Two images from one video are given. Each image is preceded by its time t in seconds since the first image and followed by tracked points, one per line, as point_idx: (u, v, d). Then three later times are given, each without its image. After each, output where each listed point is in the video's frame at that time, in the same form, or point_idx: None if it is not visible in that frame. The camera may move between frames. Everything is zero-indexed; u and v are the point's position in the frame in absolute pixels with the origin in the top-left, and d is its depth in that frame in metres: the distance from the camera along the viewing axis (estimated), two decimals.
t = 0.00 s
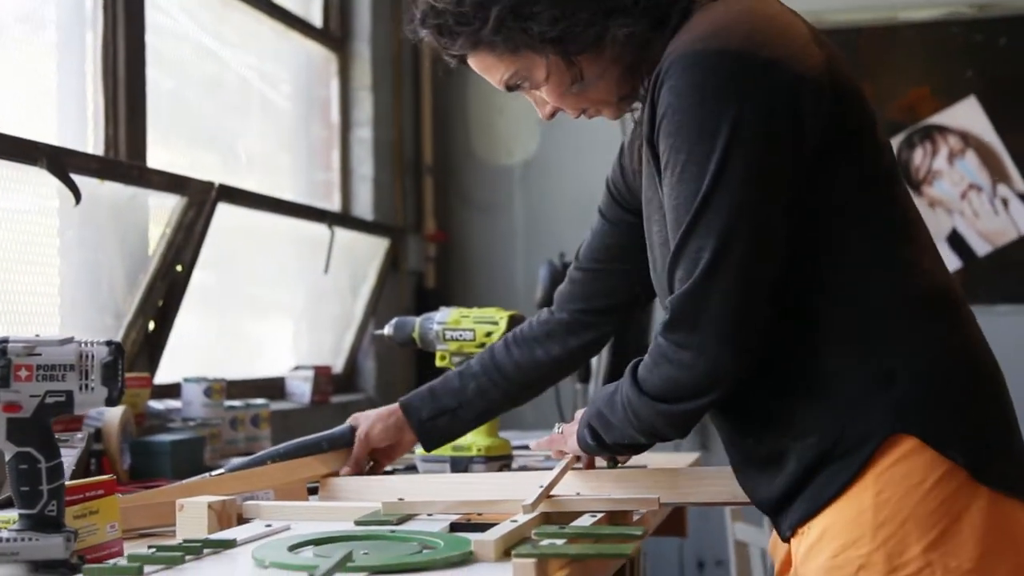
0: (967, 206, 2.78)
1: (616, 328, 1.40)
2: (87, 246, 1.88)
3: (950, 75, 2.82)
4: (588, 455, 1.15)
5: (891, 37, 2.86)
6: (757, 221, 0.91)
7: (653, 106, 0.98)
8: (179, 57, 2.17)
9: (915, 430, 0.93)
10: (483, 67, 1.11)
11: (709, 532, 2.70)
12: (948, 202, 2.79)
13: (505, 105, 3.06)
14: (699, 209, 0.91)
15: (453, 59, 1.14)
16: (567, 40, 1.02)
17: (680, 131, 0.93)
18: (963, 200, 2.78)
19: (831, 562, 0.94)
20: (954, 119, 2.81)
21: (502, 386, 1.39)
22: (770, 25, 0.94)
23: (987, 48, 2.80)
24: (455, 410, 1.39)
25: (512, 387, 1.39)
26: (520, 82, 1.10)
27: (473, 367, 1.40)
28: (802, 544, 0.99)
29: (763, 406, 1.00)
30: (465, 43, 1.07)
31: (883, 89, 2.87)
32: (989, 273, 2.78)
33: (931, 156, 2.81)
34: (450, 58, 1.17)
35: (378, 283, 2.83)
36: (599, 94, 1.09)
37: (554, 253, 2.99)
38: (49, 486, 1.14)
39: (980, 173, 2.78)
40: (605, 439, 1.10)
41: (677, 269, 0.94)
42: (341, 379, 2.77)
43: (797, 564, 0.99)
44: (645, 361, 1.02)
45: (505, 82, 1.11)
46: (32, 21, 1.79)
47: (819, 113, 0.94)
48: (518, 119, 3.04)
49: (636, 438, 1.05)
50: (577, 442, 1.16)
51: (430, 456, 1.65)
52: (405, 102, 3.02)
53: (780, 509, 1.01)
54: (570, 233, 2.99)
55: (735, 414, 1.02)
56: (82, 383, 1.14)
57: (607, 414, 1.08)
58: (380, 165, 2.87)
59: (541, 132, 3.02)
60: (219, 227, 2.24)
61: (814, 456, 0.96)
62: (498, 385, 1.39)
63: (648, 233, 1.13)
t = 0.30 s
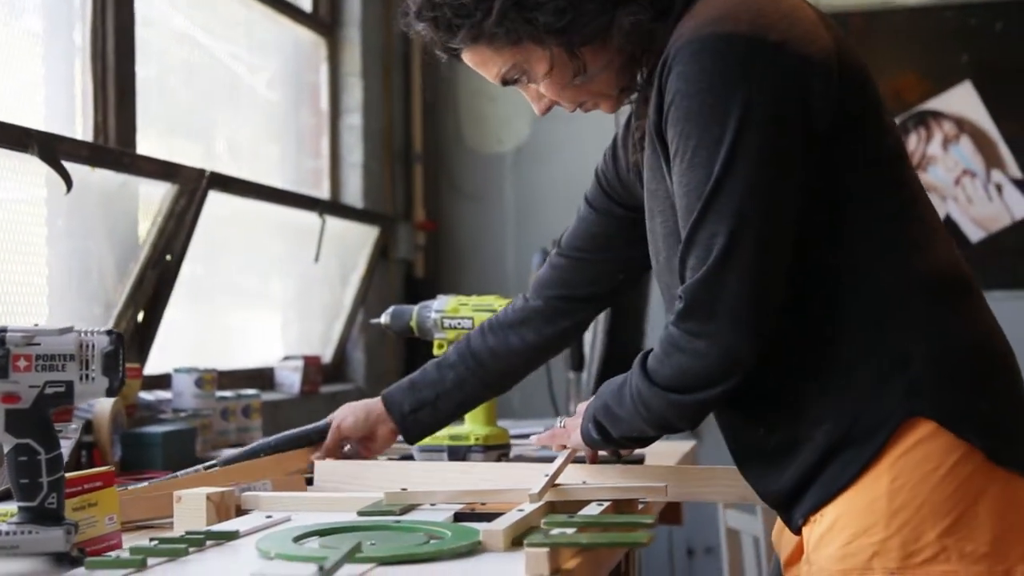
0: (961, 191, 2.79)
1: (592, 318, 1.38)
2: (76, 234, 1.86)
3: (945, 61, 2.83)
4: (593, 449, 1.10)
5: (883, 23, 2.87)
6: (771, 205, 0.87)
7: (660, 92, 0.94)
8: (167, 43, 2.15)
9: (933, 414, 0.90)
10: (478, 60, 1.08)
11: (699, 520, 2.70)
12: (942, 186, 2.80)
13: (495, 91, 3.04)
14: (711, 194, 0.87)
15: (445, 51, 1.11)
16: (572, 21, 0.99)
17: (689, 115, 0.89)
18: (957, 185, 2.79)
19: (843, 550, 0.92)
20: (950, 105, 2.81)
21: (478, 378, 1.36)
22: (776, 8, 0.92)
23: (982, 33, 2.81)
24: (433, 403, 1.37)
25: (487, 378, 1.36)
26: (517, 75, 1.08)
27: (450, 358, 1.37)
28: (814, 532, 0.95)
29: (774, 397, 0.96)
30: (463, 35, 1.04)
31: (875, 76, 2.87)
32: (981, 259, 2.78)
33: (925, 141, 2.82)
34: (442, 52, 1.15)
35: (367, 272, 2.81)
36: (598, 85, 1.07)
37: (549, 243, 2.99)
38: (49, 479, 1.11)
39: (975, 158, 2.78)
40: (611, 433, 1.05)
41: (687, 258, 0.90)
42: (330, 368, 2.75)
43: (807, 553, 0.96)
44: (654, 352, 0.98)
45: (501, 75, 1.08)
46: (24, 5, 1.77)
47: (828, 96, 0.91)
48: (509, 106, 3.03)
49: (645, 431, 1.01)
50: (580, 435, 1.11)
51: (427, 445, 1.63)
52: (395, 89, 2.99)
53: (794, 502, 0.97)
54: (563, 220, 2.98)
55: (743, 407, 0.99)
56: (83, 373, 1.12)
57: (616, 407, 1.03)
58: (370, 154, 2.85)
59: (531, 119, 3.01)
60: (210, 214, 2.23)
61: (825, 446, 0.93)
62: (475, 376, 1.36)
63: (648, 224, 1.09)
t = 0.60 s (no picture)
0: (955, 179, 2.80)
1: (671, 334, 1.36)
2: (65, 228, 1.84)
3: (940, 49, 2.82)
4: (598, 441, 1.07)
5: (875, 14, 2.87)
6: (778, 198, 0.84)
7: (661, 81, 0.91)
8: (155, 35, 2.13)
9: (942, 403, 0.87)
10: (471, 47, 1.02)
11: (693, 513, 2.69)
12: (936, 175, 2.81)
13: (485, 82, 3.04)
14: (716, 188, 0.84)
15: (432, 35, 1.05)
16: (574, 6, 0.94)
17: (692, 104, 0.86)
18: (951, 173, 2.80)
19: (853, 543, 0.89)
20: (944, 94, 2.82)
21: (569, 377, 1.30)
22: None
23: (978, 20, 2.80)
24: (519, 398, 1.27)
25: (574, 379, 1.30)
26: (512, 61, 1.02)
27: (543, 357, 1.31)
28: (822, 525, 0.93)
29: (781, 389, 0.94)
30: (460, 23, 0.98)
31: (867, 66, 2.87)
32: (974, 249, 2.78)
33: (919, 130, 2.83)
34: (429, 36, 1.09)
35: (358, 267, 2.78)
36: (597, 68, 1.03)
37: (542, 235, 2.97)
38: (46, 475, 1.08)
39: (968, 146, 2.78)
40: (617, 427, 1.03)
41: (693, 254, 0.87)
42: (321, 364, 2.74)
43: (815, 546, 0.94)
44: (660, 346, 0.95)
45: (495, 62, 1.03)
46: None
47: (835, 81, 0.88)
48: (500, 98, 3.02)
49: (652, 426, 0.98)
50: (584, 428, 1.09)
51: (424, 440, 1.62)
52: (384, 82, 2.96)
53: (801, 494, 0.95)
54: (556, 211, 2.97)
55: (750, 399, 0.96)
56: (79, 367, 1.09)
57: (622, 402, 1.00)
58: (360, 147, 2.83)
59: (521, 113, 2.99)
60: (201, 207, 2.21)
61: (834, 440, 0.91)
62: (567, 376, 1.30)
63: (649, 213, 1.06)
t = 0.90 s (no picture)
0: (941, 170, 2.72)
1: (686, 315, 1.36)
2: (54, 227, 1.82)
3: (925, 38, 2.72)
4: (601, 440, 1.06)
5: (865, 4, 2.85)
6: (787, 203, 0.83)
7: (664, 87, 0.89)
8: (142, 32, 2.11)
9: (957, 399, 0.86)
10: (467, 45, 1.01)
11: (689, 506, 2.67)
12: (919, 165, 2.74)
13: (472, 77, 3.01)
14: (724, 195, 0.83)
15: (425, 34, 1.04)
16: None
17: (697, 112, 0.84)
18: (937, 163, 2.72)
19: (865, 540, 0.88)
20: (929, 83, 2.72)
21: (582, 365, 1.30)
22: None
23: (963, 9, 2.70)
24: (534, 394, 1.27)
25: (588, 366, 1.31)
26: (511, 58, 1.01)
27: (558, 350, 1.31)
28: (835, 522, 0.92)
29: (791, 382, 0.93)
30: (459, 22, 0.96)
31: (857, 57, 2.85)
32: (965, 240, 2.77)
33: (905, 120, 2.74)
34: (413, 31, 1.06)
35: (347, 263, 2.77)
36: (594, 66, 1.02)
37: (533, 228, 2.96)
38: (41, 479, 1.05)
39: (953, 136, 2.71)
40: (623, 431, 1.02)
41: (701, 262, 0.86)
42: (312, 360, 2.73)
43: (827, 543, 0.93)
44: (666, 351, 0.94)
45: (492, 59, 1.01)
46: None
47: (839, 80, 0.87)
48: (489, 93, 3.00)
49: (659, 432, 0.97)
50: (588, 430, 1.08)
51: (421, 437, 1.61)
52: (372, 76, 2.96)
53: (814, 491, 0.95)
54: (547, 205, 2.96)
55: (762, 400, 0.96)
56: (73, 369, 1.06)
57: (628, 408, 0.99)
58: (349, 143, 2.82)
59: (509, 108, 2.98)
60: (191, 204, 2.19)
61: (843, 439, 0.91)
62: (580, 364, 1.30)
63: (652, 215, 1.05)
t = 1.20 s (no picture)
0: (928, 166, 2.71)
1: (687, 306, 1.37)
2: (46, 234, 1.81)
3: (912, 35, 2.73)
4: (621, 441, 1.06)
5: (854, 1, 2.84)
6: (818, 206, 0.82)
7: (685, 88, 0.88)
8: (129, 36, 2.10)
9: (977, 400, 0.87)
10: (469, 49, 1.00)
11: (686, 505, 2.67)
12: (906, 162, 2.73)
13: (461, 79, 3.02)
14: (755, 199, 0.81)
15: (427, 41, 1.03)
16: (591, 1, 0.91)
17: (722, 114, 0.83)
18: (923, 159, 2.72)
19: (883, 540, 0.88)
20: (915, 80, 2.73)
21: (579, 361, 1.32)
22: None
23: (951, 6, 2.70)
24: (531, 392, 1.30)
25: (586, 361, 1.33)
26: (515, 61, 1.00)
27: (553, 345, 1.34)
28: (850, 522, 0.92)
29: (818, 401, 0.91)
30: (468, 26, 0.95)
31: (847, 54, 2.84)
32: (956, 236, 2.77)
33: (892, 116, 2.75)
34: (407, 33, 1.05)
35: (341, 265, 2.76)
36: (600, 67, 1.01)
37: (525, 228, 2.95)
38: (38, 487, 0.98)
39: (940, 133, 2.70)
40: (648, 433, 1.00)
41: (731, 266, 0.85)
42: (307, 364, 2.73)
43: (842, 543, 0.93)
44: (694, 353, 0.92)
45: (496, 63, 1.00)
46: None
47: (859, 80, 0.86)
48: (478, 94, 3.00)
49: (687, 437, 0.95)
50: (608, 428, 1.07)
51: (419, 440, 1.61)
52: (363, 78, 2.96)
53: (827, 493, 0.94)
54: (540, 206, 2.94)
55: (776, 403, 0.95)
56: (70, 375, 0.98)
57: (653, 411, 0.97)
58: (340, 146, 2.81)
59: (499, 109, 2.97)
60: (184, 208, 2.18)
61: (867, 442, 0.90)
62: (578, 360, 1.33)
63: (663, 216, 1.05)
